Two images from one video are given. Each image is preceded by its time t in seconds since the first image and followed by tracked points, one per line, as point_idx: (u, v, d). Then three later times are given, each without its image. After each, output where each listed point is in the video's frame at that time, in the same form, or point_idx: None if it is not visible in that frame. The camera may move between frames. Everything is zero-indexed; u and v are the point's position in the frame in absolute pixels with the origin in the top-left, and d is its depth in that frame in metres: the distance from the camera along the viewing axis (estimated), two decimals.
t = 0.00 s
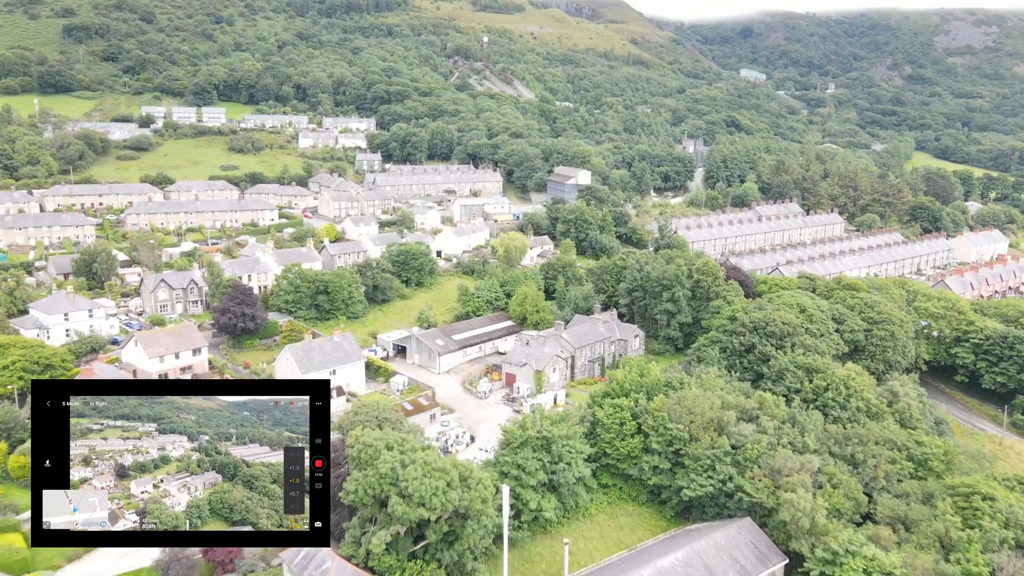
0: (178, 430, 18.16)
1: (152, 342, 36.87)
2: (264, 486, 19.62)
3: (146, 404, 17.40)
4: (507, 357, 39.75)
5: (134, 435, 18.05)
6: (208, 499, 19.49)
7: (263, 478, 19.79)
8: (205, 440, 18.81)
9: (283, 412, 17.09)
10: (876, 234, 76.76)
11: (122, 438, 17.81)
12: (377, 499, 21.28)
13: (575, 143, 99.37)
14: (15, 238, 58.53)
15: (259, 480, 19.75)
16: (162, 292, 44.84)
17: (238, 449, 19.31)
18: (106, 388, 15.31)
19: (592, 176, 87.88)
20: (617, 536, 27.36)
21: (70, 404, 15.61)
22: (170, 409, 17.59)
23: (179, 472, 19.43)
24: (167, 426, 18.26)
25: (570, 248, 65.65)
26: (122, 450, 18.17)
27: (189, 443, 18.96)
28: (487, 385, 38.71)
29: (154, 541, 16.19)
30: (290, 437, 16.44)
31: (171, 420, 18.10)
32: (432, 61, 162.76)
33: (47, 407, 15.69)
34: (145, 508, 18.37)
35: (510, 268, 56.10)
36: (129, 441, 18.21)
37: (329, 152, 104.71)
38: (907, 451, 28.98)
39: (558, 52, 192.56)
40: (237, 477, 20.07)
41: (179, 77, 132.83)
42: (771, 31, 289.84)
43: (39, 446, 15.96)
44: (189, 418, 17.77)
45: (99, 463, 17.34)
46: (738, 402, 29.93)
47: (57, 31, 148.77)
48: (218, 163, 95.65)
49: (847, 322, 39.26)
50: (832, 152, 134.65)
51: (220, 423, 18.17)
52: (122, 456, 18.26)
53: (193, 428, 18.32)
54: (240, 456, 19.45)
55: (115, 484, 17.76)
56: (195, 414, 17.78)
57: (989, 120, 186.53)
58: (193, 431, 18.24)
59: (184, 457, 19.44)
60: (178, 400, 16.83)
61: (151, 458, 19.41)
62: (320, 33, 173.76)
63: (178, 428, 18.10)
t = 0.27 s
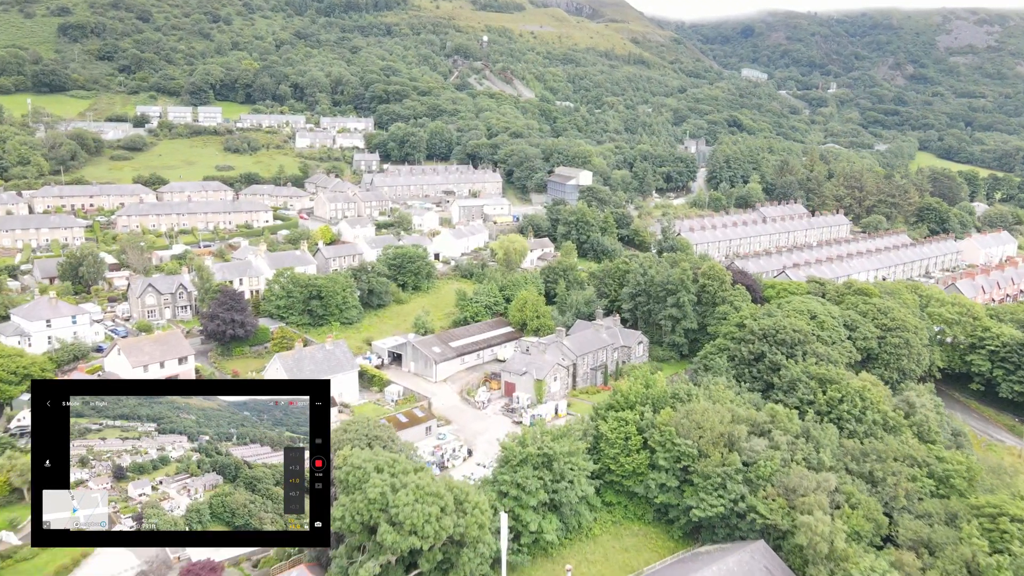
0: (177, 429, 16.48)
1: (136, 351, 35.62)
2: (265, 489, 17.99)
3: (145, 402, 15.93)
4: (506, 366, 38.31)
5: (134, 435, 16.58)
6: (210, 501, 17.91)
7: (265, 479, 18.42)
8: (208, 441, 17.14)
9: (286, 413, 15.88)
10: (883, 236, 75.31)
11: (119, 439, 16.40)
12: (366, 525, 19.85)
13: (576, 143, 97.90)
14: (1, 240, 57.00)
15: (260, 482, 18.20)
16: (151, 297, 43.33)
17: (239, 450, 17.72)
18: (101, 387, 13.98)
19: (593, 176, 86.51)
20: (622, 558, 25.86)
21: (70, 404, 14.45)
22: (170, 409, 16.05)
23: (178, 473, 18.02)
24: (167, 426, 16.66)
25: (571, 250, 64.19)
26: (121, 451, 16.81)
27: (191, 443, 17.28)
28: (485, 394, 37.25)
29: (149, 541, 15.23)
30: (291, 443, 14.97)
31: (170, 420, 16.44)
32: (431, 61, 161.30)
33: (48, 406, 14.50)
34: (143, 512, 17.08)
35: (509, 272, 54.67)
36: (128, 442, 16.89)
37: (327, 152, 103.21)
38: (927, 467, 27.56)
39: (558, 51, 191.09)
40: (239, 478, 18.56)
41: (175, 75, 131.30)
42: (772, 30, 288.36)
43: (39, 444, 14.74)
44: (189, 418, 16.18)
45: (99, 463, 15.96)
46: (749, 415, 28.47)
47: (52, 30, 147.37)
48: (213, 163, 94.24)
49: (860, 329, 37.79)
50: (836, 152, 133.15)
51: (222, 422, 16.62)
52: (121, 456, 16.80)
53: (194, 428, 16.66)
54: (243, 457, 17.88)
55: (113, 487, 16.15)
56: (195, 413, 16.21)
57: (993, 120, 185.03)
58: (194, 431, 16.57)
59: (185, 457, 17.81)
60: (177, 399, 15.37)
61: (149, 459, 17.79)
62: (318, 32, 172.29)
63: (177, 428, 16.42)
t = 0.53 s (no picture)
0: (176, 430, 14.57)
1: (119, 360, 34.46)
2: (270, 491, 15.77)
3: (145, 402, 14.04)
4: (506, 374, 36.85)
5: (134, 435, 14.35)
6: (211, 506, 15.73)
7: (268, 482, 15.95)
8: (208, 441, 15.08)
9: (287, 414, 14.18)
10: (891, 237, 73.85)
11: (118, 439, 14.18)
12: (353, 556, 18.48)
13: (577, 143, 96.47)
14: None
15: (263, 485, 15.90)
16: (138, 302, 41.87)
17: (243, 451, 15.50)
18: (103, 389, 12.73)
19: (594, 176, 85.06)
20: None
21: (71, 404, 12.98)
22: (169, 410, 14.22)
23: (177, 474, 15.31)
24: (167, 426, 14.62)
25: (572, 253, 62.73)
26: (118, 452, 14.53)
27: (191, 445, 15.16)
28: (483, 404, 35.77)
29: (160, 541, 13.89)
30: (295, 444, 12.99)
31: (168, 420, 14.54)
32: (430, 60, 159.94)
33: (49, 406, 13.02)
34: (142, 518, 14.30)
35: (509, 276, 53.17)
36: (127, 442, 14.60)
37: (324, 153, 101.78)
38: (950, 486, 26.10)
39: (558, 50, 189.65)
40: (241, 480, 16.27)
41: (171, 74, 129.84)
42: (773, 30, 286.72)
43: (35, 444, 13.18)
44: (188, 419, 14.33)
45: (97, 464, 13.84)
46: (762, 430, 26.95)
47: (48, 29, 145.99)
48: (208, 163, 92.74)
49: (873, 337, 36.31)
50: (839, 152, 131.69)
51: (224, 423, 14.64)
52: (119, 457, 14.51)
53: (194, 428, 14.69)
54: (246, 460, 15.62)
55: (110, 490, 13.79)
56: (195, 413, 14.35)
57: (996, 119, 183.50)
58: (194, 432, 14.61)
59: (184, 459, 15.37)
60: (173, 400, 13.59)
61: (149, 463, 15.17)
62: (317, 31, 170.79)
63: (176, 429, 14.51)
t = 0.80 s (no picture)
0: (176, 430, 13.60)
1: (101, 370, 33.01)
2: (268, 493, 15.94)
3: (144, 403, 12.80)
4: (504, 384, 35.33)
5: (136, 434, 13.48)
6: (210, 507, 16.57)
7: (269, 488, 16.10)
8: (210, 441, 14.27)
9: (291, 414, 12.23)
10: (899, 239, 72.40)
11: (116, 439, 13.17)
12: None
13: (577, 143, 95.03)
14: None
15: (262, 489, 16.04)
16: (123, 308, 40.42)
17: (242, 450, 14.70)
18: (103, 386, 11.65)
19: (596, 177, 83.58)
20: None
21: (72, 405, 11.82)
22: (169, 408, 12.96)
23: (177, 475, 15.80)
24: (166, 425, 13.62)
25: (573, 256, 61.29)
26: (116, 454, 13.81)
27: (193, 445, 14.66)
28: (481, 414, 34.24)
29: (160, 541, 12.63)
30: (295, 448, 12.00)
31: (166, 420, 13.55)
32: (429, 59, 158.52)
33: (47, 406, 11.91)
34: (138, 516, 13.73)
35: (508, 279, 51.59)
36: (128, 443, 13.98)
37: (321, 153, 100.32)
38: (975, 506, 24.63)
39: (558, 49, 188.13)
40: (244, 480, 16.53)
41: (167, 73, 128.22)
42: (775, 29, 285.13)
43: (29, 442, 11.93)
44: (190, 419, 13.12)
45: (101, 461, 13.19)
46: (775, 447, 25.50)
47: (42, 28, 144.48)
48: (204, 163, 91.32)
49: (888, 345, 34.83)
50: (843, 152, 130.18)
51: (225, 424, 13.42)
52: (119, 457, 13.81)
53: (195, 428, 13.77)
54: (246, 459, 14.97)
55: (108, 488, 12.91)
56: (196, 413, 13.10)
57: (999, 119, 181.95)
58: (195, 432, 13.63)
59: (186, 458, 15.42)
60: (173, 396, 12.39)
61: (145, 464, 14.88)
62: (315, 30, 169.17)
63: (176, 428, 13.58)
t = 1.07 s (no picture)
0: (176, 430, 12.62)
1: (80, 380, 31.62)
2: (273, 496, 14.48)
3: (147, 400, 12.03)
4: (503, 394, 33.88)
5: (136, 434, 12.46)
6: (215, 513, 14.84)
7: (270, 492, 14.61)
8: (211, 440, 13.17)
9: (292, 413, 11.53)
10: (908, 241, 70.98)
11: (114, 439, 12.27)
12: None
13: (578, 143, 93.59)
14: None
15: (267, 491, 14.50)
16: (108, 313, 38.99)
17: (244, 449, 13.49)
18: (100, 385, 10.96)
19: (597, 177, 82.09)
20: None
21: (71, 404, 11.17)
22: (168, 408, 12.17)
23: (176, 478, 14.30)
24: (167, 427, 12.62)
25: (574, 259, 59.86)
26: (113, 454, 12.52)
27: (195, 445, 13.43)
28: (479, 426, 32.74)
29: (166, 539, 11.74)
30: (294, 448, 11.31)
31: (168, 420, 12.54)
32: (428, 58, 157.13)
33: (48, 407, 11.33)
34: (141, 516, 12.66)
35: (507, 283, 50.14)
36: (126, 443, 12.64)
37: (318, 153, 98.87)
38: (1003, 529, 23.14)
39: (559, 49, 186.66)
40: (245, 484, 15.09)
41: (163, 72, 126.60)
42: (776, 28, 283.66)
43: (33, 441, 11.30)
44: (190, 419, 12.28)
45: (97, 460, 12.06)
46: (790, 466, 24.01)
47: (37, 26, 143.11)
48: (198, 163, 89.77)
49: (904, 353, 33.30)
50: (846, 152, 128.68)
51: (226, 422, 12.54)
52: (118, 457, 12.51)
53: (196, 429, 12.65)
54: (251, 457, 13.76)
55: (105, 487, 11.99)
56: (196, 412, 12.24)
57: (1003, 118, 180.47)
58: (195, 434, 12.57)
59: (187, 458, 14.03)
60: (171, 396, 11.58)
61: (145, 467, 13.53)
62: (313, 29, 167.67)
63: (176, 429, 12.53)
